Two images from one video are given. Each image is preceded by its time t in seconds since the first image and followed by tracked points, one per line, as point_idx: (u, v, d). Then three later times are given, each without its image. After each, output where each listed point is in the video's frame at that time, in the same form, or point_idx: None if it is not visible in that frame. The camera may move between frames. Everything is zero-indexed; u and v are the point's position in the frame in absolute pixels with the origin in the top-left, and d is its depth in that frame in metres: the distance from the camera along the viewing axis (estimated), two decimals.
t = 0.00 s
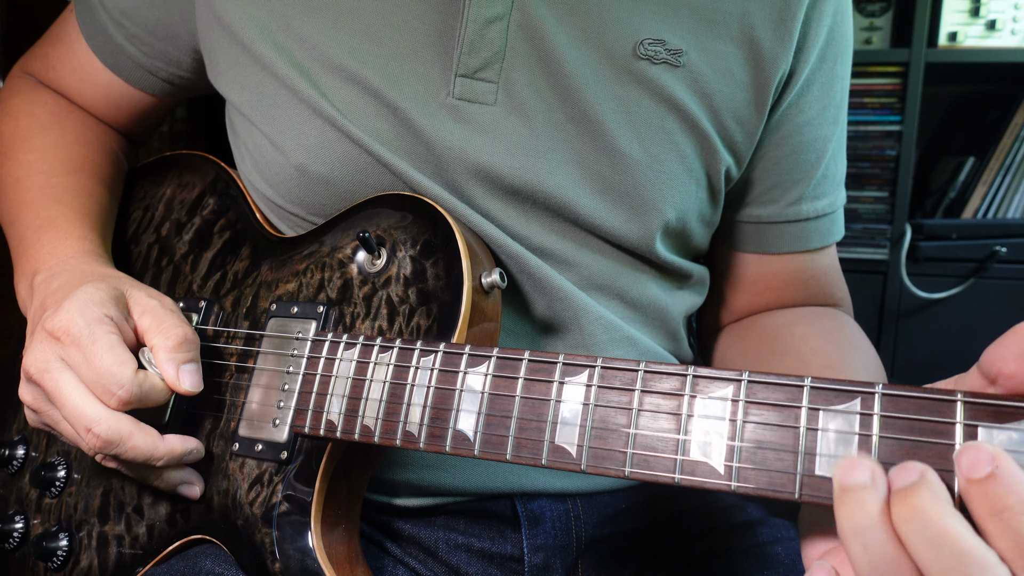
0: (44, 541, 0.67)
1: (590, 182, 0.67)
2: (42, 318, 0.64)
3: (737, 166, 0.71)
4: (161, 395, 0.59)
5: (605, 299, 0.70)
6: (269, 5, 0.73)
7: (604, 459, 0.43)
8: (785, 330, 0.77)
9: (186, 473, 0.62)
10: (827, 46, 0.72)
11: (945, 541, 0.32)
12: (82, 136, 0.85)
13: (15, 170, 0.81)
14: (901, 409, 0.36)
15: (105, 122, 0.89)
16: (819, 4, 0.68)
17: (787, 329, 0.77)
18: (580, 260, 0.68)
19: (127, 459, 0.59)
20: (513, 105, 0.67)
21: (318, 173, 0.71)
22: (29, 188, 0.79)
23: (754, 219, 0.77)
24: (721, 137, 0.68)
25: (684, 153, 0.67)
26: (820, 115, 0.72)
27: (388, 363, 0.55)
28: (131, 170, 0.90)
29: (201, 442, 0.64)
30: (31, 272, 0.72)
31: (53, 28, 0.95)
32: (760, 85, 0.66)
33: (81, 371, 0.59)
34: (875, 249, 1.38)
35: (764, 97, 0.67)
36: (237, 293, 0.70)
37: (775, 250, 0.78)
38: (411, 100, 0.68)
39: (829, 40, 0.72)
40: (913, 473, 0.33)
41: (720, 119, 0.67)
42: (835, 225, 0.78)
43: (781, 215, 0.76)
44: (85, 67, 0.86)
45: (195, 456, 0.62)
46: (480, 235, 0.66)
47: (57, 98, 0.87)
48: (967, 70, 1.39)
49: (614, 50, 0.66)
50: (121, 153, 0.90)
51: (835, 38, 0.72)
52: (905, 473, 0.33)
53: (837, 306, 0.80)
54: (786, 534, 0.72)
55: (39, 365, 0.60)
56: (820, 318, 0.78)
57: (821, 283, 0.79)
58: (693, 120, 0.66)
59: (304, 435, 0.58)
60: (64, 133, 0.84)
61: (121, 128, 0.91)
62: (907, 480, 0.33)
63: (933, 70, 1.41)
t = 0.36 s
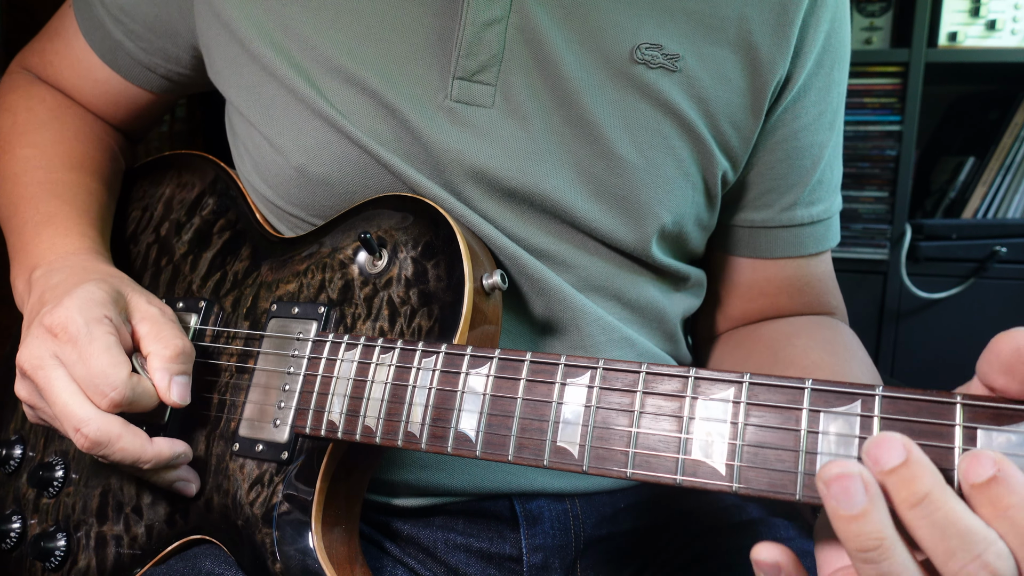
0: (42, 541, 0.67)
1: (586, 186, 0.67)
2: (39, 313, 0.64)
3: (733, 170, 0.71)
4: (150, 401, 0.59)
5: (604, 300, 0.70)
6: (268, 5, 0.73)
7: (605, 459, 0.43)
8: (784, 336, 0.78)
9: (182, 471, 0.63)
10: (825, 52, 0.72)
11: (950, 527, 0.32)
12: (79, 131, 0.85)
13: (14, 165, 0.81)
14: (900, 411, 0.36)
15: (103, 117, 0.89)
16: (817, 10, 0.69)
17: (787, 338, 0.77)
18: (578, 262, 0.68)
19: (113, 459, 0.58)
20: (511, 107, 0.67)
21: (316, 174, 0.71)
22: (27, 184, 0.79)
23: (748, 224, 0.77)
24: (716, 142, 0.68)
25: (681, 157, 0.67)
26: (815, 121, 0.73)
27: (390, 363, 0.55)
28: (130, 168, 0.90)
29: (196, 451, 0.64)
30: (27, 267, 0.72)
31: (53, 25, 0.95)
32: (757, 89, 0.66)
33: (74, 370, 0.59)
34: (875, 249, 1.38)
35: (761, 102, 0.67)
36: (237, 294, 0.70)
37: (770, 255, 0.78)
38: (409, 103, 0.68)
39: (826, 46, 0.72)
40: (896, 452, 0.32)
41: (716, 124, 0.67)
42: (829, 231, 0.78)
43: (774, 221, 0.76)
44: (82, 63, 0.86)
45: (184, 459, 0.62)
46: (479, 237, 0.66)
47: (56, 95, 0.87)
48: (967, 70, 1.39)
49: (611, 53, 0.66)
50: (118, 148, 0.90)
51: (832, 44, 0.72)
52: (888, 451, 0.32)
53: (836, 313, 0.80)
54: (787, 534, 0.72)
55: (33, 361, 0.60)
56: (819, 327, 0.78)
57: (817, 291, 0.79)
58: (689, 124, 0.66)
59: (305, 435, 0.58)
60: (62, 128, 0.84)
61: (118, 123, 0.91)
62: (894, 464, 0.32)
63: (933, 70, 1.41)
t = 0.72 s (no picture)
0: (41, 541, 0.68)
1: (588, 187, 0.67)
2: (39, 316, 0.64)
3: (734, 170, 0.71)
4: (156, 395, 0.59)
5: (605, 301, 0.70)
6: (269, 7, 0.73)
7: (607, 460, 0.43)
8: (783, 338, 0.79)
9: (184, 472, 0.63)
10: (825, 52, 0.72)
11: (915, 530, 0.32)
12: (87, 136, 0.86)
13: (17, 169, 0.81)
14: (900, 412, 0.36)
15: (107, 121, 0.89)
16: (818, 10, 0.68)
17: (785, 338, 0.78)
18: (579, 263, 0.68)
19: (122, 458, 0.58)
20: (512, 109, 0.67)
21: (318, 175, 0.71)
22: (30, 188, 0.79)
23: (751, 224, 0.77)
24: (717, 143, 0.68)
25: (682, 157, 0.67)
26: (817, 121, 0.73)
27: (392, 364, 0.55)
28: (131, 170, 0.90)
29: (198, 445, 0.64)
30: (31, 271, 0.72)
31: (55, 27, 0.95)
32: (758, 92, 0.67)
33: (77, 370, 0.59)
34: (874, 249, 1.39)
35: (762, 104, 0.67)
36: (238, 295, 0.70)
37: (771, 255, 0.78)
38: (410, 104, 0.68)
39: (827, 46, 0.72)
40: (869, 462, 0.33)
41: (717, 124, 0.67)
42: (832, 230, 0.78)
43: (776, 221, 0.76)
44: (86, 67, 0.86)
45: (190, 457, 0.62)
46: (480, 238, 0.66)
47: (58, 97, 0.87)
48: (967, 70, 1.39)
49: (612, 54, 0.66)
50: (122, 153, 0.90)
51: (833, 44, 0.72)
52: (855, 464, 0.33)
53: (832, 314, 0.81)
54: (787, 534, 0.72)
55: (35, 363, 0.61)
56: (816, 329, 0.79)
57: (815, 291, 0.80)
58: (690, 124, 0.66)
59: (306, 436, 0.59)
60: (65, 132, 0.85)
61: (123, 128, 0.91)
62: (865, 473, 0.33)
63: (933, 70, 1.41)
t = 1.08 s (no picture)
0: (42, 540, 0.68)
1: (588, 188, 0.67)
2: (38, 315, 0.64)
3: (733, 171, 0.71)
4: (155, 396, 0.59)
5: (605, 302, 0.70)
6: (271, 6, 0.73)
7: (607, 459, 0.43)
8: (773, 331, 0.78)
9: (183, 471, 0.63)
10: (824, 53, 0.72)
11: (838, 495, 0.33)
12: (85, 134, 0.86)
13: (18, 168, 0.81)
14: (900, 412, 0.36)
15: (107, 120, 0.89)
16: (817, 12, 0.68)
17: (774, 331, 0.78)
18: (579, 263, 0.68)
19: (119, 458, 0.58)
20: (513, 110, 0.67)
21: (319, 175, 0.71)
22: (30, 187, 0.79)
23: (747, 224, 0.77)
24: (717, 145, 0.68)
25: (682, 159, 0.67)
26: (813, 122, 0.73)
27: (392, 363, 0.55)
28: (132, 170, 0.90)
29: (198, 449, 0.64)
30: (28, 270, 0.72)
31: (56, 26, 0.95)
32: (757, 93, 0.66)
33: (75, 369, 0.59)
34: (874, 249, 1.39)
35: (761, 106, 0.67)
36: (239, 294, 0.70)
37: (767, 255, 0.78)
38: (412, 104, 0.68)
39: (826, 48, 0.72)
40: (792, 432, 0.35)
41: (717, 126, 0.67)
42: (824, 231, 0.78)
43: (769, 222, 0.76)
44: (87, 66, 0.86)
45: (188, 458, 0.62)
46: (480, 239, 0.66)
47: (59, 97, 0.87)
48: (967, 70, 1.39)
49: (613, 55, 0.66)
50: (122, 151, 0.90)
51: (831, 46, 0.72)
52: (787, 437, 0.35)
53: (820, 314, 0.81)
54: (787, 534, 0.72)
55: (34, 363, 0.60)
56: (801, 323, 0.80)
57: (805, 291, 0.80)
58: (691, 126, 0.66)
59: (306, 435, 0.59)
60: (66, 131, 0.84)
61: (122, 127, 0.91)
62: (790, 441, 0.35)
63: (933, 70, 1.41)
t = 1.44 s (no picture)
0: (43, 540, 0.68)
1: (585, 189, 0.67)
2: (43, 318, 0.64)
3: (732, 170, 0.71)
4: (151, 398, 0.59)
5: (604, 302, 0.70)
6: (270, 7, 0.73)
7: (605, 457, 0.43)
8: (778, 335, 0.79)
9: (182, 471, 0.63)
10: (823, 51, 0.72)
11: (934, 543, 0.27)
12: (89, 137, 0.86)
13: (24, 171, 0.81)
14: (898, 409, 0.36)
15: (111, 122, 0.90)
16: (815, 10, 0.69)
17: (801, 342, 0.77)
18: (576, 263, 0.68)
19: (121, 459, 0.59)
20: (510, 110, 0.67)
21: (318, 175, 0.71)
22: (37, 189, 0.79)
23: (748, 223, 0.77)
24: (714, 144, 0.68)
25: (679, 159, 0.67)
26: (814, 119, 0.72)
27: (391, 362, 0.55)
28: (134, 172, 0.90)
29: (196, 442, 0.64)
30: (38, 273, 0.72)
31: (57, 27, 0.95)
32: (755, 92, 0.66)
33: (74, 371, 0.59)
34: (874, 249, 1.38)
35: (759, 105, 0.67)
36: (239, 294, 0.70)
37: (768, 254, 0.78)
38: (410, 104, 0.68)
39: (824, 46, 0.72)
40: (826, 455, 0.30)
41: (714, 125, 0.67)
42: (829, 231, 0.78)
43: (772, 220, 0.76)
44: (90, 67, 0.86)
45: (188, 453, 0.62)
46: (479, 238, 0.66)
47: (62, 98, 0.87)
48: (967, 70, 1.39)
49: (609, 56, 0.66)
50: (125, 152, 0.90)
51: (830, 44, 0.72)
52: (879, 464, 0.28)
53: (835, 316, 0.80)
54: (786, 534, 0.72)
55: (36, 365, 0.61)
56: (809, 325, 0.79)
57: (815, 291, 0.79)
58: (687, 126, 0.66)
59: (306, 434, 0.59)
60: (69, 132, 0.84)
61: (124, 128, 0.91)
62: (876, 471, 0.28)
63: (933, 70, 1.41)
